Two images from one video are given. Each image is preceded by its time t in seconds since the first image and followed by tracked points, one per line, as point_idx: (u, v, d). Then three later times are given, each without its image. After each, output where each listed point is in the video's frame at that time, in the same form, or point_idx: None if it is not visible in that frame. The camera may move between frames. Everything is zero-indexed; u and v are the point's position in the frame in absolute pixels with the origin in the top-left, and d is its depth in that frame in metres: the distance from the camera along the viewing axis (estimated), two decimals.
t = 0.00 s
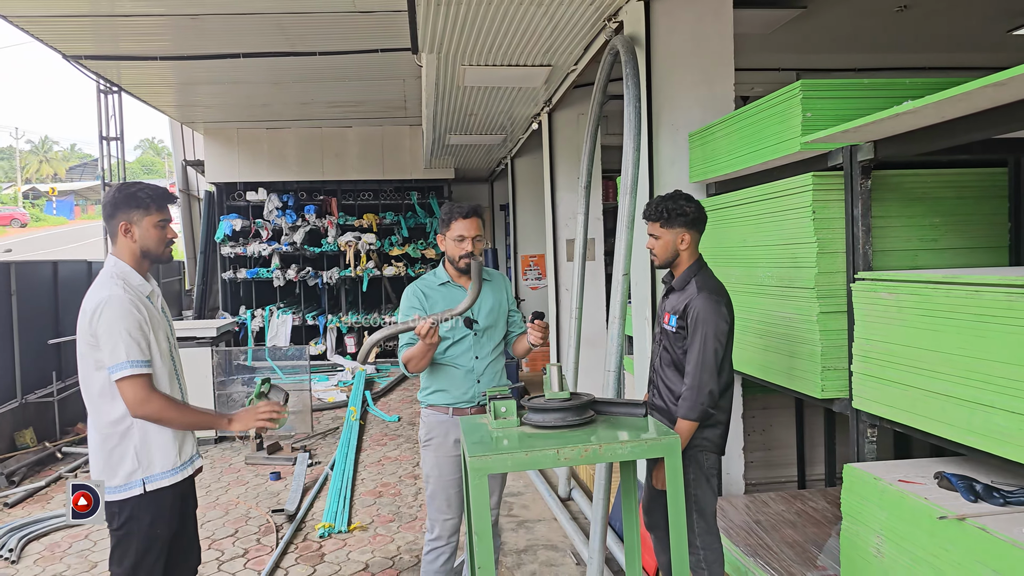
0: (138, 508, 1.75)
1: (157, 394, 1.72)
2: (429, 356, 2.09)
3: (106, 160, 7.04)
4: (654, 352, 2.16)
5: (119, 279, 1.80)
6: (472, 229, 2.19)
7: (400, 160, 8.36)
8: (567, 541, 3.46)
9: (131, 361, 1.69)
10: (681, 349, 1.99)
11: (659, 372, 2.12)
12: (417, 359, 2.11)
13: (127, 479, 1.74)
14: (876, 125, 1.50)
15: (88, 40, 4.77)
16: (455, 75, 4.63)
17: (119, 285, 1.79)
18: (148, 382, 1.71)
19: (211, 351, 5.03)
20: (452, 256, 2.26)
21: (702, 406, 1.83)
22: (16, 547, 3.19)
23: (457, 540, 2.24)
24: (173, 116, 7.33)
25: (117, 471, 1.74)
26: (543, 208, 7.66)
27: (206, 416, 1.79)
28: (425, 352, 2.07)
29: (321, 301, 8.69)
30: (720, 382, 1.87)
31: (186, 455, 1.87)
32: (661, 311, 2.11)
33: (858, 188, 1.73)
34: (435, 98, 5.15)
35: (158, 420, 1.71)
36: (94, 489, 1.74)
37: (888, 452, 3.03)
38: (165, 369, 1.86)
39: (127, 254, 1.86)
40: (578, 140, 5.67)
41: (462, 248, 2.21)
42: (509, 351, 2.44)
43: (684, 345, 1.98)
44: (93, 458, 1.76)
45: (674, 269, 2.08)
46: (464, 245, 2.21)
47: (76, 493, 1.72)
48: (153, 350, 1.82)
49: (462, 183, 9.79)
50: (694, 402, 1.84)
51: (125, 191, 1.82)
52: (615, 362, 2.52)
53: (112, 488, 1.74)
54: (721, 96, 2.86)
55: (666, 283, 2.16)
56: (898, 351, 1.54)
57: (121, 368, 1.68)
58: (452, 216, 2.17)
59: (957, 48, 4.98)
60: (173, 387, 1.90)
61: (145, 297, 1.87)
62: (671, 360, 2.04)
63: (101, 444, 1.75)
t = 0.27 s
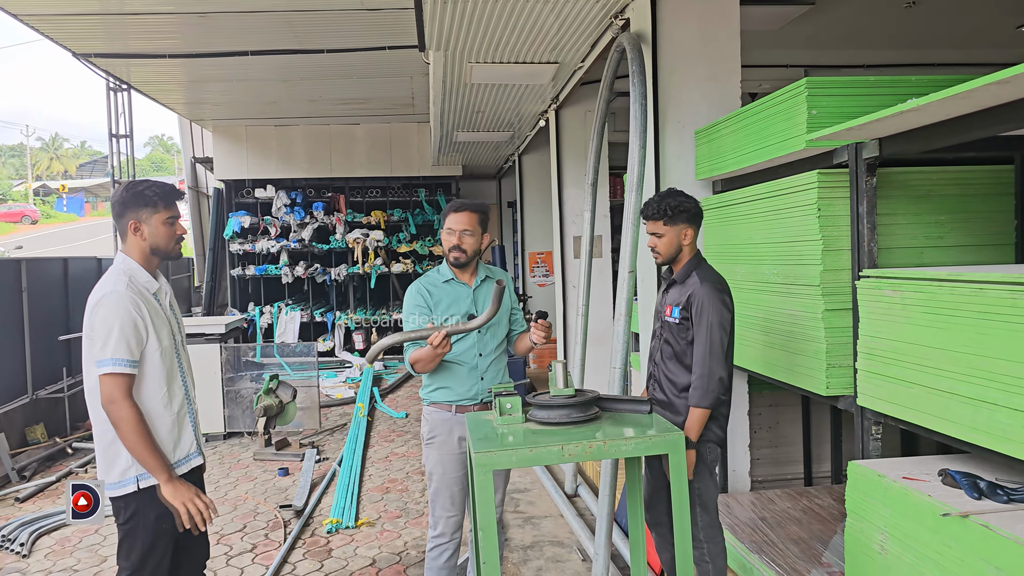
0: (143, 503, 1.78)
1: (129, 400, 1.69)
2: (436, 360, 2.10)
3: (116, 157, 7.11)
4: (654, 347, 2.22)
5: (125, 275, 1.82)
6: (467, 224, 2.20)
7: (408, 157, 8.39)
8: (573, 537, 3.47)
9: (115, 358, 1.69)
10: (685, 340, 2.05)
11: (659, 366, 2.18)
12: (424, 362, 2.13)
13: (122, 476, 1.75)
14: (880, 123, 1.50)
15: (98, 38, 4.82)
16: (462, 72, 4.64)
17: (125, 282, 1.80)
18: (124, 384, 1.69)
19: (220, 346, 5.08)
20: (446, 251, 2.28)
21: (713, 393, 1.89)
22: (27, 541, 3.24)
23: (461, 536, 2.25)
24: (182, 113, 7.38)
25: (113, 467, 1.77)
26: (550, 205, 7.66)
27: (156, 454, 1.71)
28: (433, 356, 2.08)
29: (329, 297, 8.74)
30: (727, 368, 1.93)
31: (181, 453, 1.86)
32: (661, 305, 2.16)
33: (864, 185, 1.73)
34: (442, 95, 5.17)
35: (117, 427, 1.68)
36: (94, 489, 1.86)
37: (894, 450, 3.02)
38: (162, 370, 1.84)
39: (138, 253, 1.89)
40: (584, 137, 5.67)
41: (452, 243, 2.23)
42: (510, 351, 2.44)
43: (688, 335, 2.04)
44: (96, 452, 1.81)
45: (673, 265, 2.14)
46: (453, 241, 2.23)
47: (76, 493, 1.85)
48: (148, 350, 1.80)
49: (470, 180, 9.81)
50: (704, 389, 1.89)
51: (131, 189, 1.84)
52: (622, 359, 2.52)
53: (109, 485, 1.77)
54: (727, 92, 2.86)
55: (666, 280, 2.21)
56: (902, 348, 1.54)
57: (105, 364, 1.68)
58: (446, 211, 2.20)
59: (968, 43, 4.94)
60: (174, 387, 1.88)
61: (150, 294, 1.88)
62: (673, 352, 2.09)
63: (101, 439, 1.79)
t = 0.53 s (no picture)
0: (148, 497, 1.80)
1: (122, 398, 1.69)
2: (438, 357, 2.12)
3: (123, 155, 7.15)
4: (654, 341, 2.29)
5: (127, 272, 1.84)
6: (460, 220, 2.25)
7: (414, 154, 8.40)
8: (578, 534, 3.49)
9: (112, 355, 1.70)
10: (689, 331, 2.14)
11: (660, 359, 2.26)
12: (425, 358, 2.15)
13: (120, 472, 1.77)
14: (885, 120, 1.50)
15: (106, 36, 4.84)
16: (467, 69, 4.63)
17: (126, 279, 1.81)
18: (118, 381, 1.70)
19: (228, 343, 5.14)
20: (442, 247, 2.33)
21: (717, 380, 1.98)
22: (35, 536, 3.28)
23: (464, 533, 2.26)
24: (189, 111, 7.42)
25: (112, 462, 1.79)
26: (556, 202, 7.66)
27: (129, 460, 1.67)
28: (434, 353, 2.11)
29: (336, 294, 8.78)
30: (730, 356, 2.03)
31: (182, 450, 1.87)
32: (661, 300, 2.25)
33: (870, 183, 1.72)
34: (447, 93, 5.17)
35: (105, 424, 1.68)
36: (93, 489, 1.96)
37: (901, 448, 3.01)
38: (161, 368, 1.84)
39: (141, 251, 1.91)
40: (590, 133, 5.66)
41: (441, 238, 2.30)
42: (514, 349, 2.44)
43: (691, 327, 2.13)
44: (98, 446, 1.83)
45: (670, 260, 2.24)
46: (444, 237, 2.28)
47: (76, 493, 1.93)
48: (147, 347, 1.81)
49: (476, 177, 9.81)
50: (710, 376, 1.98)
51: (137, 189, 1.86)
52: (626, 356, 2.52)
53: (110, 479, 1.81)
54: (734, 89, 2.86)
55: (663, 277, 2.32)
56: (908, 346, 1.54)
57: (103, 360, 1.69)
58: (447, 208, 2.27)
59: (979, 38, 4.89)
60: (175, 384, 1.88)
61: (153, 291, 1.89)
62: (675, 343, 2.18)
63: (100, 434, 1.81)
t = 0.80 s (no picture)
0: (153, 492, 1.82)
1: (121, 394, 1.71)
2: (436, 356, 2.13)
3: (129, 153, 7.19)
4: (656, 337, 2.30)
5: (121, 271, 1.85)
6: (464, 220, 2.25)
7: (419, 151, 8.41)
8: (583, 531, 3.49)
9: (105, 353, 1.71)
10: (693, 326, 2.15)
11: (663, 355, 2.26)
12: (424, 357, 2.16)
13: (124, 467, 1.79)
14: (889, 118, 1.50)
15: (112, 33, 4.87)
16: (472, 67, 4.63)
17: (118, 277, 1.82)
18: (115, 378, 1.71)
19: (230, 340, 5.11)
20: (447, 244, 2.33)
21: (723, 372, 2.01)
22: (42, 532, 3.32)
23: (468, 530, 2.28)
24: (195, 108, 7.45)
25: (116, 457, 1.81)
26: (561, 199, 7.65)
27: (142, 453, 1.71)
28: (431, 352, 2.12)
29: (341, 292, 8.81)
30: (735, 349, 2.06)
31: (184, 445, 1.89)
32: (662, 297, 2.27)
33: (875, 180, 1.72)
34: (452, 90, 5.17)
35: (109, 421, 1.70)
36: (93, 489, 2.03)
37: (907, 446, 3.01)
38: (159, 363, 1.85)
39: (142, 248, 1.91)
40: (595, 131, 5.66)
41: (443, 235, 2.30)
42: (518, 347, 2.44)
43: (695, 321, 2.14)
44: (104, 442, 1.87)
45: (667, 258, 2.26)
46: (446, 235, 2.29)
47: (77, 493, 2.00)
48: (142, 344, 1.82)
49: (481, 174, 9.82)
50: (715, 367, 2.01)
51: (141, 185, 1.87)
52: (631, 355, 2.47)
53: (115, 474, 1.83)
54: (739, 87, 2.85)
55: (660, 276, 2.33)
56: (914, 344, 1.54)
57: (97, 358, 1.71)
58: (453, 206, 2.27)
59: (989, 33, 4.85)
60: (174, 380, 1.89)
61: (149, 287, 1.89)
62: (678, 339, 2.19)
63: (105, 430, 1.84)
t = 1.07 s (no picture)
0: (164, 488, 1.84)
1: (129, 393, 1.72)
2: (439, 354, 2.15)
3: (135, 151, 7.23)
4: (660, 335, 2.30)
5: (128, 270, 1.86)
6: (468, 217, 2.27)
7: (424, 150, 8.43)
8: (588, 529, 3.50)
9: (112, 353, 1.73)
10: (699, 322, 2.15)
11: (667, 353, 2.26)
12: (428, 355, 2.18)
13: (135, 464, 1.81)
14: (895, 115, 1.49)
15: (118, 31, 4.89)
16: (476, 64, 4.64)
17: (123, 276, 1.84)
18: (122, 377, 1.73)
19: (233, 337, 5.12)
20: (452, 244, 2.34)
21: (735, 366, 2.01)
22: (49, 529, 3.35)
23: (472, 527, 2.28)
24: (200, 106, 7.48)
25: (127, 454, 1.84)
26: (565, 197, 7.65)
27: (152, 450, 1.71)
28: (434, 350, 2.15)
29: (346, 290, 8.84)
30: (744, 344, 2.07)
31: (192, 441, 1.90)
32: (665, 295, 2.26)
33: (882, 178, 1.72)
34: (456, 88, 5.18)
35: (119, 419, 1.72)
36: (92, 490, 2.15)
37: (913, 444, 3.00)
38: (165, 361, 1.87)
39: (150, 246, 1.92)
40: (599, 128, 5.66)
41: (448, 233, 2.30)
42: (522, 345, 2.44)
43: (702, 318, 2.14)
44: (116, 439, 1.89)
45: (668, 256, 2.25)
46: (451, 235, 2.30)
47: (76, 493, 2.13)
48: (148, 343, 1.84)
49: (486, 172, 9.83)
50: (727, 362, 2.01)
51: (147, 184, 1.88)
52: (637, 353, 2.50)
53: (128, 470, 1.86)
54: (745, 84, 2.85)
55: (660, 274, 2.33)
56: (921, 341, 1.54)
57: (104, 358, 1.72)
58: (460, 203, 2.29)
59: (997, 29, 4.82)
60: (181, 377, 1.91)
61: (155, 285, 1.91)
62: (684, 335, 2.19)
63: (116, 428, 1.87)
